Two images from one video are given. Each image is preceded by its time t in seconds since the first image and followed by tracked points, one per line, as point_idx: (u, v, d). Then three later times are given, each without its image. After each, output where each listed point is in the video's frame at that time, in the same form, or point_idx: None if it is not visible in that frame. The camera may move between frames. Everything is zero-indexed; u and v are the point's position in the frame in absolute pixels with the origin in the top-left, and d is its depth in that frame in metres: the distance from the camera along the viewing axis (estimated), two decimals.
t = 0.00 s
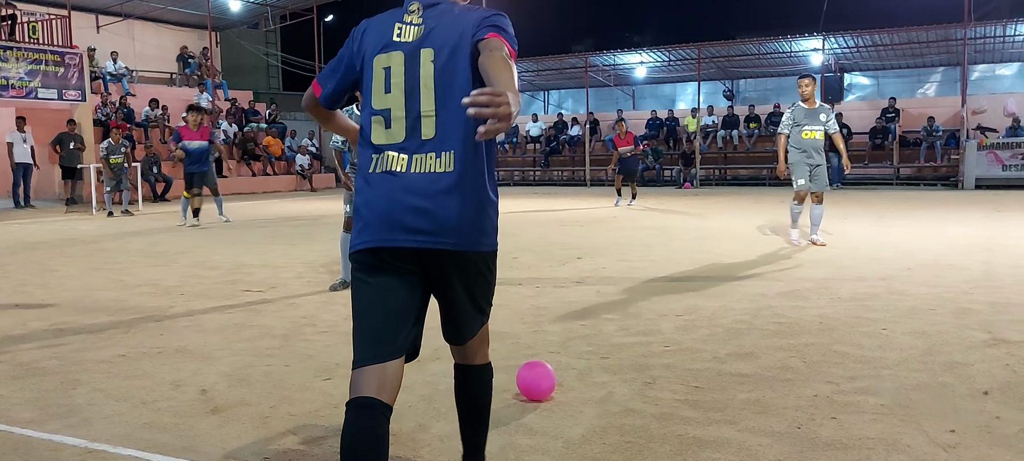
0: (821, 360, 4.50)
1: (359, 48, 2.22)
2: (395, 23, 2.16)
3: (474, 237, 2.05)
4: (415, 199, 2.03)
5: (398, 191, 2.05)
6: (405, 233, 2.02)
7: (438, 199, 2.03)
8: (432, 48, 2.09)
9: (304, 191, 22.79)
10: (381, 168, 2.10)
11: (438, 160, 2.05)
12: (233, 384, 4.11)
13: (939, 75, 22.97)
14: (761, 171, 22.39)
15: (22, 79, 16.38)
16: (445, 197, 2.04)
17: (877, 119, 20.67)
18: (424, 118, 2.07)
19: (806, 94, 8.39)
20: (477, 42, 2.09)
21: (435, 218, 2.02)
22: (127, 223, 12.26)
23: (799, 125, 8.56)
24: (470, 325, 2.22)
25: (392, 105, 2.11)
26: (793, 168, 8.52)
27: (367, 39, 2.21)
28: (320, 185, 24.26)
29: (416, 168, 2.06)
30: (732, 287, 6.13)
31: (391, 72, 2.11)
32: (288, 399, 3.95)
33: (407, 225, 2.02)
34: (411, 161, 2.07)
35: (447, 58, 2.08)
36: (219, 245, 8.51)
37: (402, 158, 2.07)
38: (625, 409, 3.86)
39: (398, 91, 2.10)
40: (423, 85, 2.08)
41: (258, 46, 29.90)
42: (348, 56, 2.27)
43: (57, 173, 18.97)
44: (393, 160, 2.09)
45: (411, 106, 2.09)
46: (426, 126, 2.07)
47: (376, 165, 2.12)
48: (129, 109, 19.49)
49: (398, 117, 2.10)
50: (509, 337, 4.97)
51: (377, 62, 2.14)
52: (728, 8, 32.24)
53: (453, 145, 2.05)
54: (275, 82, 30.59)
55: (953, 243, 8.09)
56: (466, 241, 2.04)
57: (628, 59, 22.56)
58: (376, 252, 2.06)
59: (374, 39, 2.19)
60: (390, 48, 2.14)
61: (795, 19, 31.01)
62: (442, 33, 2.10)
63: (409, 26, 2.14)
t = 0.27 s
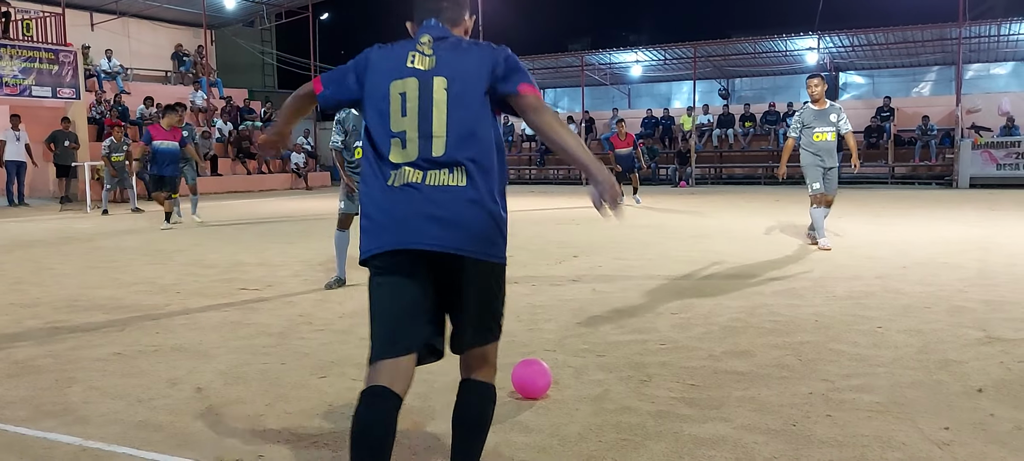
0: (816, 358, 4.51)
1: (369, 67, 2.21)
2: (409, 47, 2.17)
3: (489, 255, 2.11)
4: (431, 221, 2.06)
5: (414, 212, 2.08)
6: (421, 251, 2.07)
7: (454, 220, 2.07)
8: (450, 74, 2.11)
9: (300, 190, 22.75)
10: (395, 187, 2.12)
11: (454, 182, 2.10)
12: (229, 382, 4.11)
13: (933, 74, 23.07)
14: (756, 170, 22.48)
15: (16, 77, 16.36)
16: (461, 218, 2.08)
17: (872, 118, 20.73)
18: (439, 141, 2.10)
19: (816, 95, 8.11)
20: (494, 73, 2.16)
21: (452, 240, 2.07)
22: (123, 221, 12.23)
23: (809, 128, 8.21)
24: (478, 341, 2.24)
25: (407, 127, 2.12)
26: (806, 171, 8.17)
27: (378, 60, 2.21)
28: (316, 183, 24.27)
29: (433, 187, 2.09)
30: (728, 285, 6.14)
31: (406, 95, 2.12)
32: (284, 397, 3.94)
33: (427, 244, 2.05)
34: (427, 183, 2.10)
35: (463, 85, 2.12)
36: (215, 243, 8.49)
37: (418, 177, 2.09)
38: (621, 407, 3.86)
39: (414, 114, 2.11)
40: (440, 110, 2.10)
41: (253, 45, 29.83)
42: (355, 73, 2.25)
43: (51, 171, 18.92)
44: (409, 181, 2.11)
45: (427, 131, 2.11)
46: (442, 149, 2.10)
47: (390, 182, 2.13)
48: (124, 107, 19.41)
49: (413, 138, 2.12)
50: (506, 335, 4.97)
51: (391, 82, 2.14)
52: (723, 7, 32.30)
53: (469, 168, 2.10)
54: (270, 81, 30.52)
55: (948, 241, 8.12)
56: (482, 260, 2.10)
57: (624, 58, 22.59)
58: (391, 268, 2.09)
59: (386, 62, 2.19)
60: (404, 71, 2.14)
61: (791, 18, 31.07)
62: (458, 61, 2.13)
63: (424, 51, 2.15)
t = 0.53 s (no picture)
0: (814, 353, 4.51)
1: (401, 58, 2.65)
2: (435, 43, 2.68)
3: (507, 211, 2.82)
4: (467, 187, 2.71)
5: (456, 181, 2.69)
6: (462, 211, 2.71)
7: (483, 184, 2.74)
8: (475, 71, 2.72)
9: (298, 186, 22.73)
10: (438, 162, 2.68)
11: (481, 157, 2.75)
12: (227, 377, 4.11)
13: (931, 70, 23.06)
14: (754, 165, 22.48)
15: (13, 72, 16.30)
16: (488, 185, 2.75)
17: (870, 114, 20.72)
18: (470, 126, 2.72)
19: (829, 87, 8.10)
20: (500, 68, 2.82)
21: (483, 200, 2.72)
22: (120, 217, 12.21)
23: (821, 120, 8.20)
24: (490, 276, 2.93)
25: (444, 113, 2.67)
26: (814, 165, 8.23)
27: (408, 51, 2.65)
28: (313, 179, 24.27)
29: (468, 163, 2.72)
30: (725, 280, 6.15)
31: (444, 85, 2.67)
32: (281, 392, 3.95)
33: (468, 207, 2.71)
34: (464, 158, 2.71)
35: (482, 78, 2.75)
36: (212, 238, 8.49)
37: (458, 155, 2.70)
38: (618, 402, 3.87)
39: (451, 102, 2.68)
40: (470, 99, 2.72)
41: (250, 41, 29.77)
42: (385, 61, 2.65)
43: (48, 166, 18.85)
44: (448, 156, 2.69)
45: (459, 115, 2.69)
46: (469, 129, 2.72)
47: (430, 159, 2.68)
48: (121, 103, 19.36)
49: (452, 122, 2.68)
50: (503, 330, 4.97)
51: (428, 74, 2.65)
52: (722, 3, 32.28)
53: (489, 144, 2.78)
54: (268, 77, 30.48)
55: (945, 236, 8.13)
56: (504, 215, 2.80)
57: (622, 54, 22.57)
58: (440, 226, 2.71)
59: (417, 53, 2.66)
60: (436, 63, 2.67)
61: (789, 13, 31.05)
62: (479, 58, 2.74)
63: (450, 46, 2.69)
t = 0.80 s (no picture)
0: (813, 347, 4.52)
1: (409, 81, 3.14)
2: (433, 62, 3.07)
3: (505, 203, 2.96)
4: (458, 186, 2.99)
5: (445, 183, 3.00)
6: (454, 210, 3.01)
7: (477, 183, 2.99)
8: (461, 79, 2.99)
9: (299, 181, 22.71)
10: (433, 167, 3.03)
11: (475, 157, 2.99)
12: (227, 372, 4.11)
13: (931, 65, 23.03)
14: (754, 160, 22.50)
15: (12, 66, 16.37)
16: (483, 184, 3.00)
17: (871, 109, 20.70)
18: (461, 129, 2.99)
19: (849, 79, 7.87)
20: (495, 64, 2.96)
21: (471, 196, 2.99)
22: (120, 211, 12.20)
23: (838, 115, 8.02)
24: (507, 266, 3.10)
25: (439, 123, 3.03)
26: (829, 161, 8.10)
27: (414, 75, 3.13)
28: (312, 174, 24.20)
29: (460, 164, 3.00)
30: (726, 275, 6.15)
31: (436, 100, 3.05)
32: (282, 386, 3.95)
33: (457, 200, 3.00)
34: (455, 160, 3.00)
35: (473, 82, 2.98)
36: (213, 233, 8.49)
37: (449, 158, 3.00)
38: (618, 396, 3.87)
39: (443, 113, 3.03)
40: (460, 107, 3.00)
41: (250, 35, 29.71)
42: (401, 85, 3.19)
43: (48, 160, 18.71)
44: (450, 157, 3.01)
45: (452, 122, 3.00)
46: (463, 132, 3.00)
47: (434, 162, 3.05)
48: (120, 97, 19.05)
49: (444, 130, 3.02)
50: (503, 324, 4.97)
51: (425, 91, 3.08)
52: None
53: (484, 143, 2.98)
54: (268, 71, 30.45)
55: (945, 230, 8.13)
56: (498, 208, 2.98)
57: (622, 48, 22.54)
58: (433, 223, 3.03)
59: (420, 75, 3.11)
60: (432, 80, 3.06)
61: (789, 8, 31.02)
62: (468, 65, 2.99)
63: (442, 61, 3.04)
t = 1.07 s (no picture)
0: (826, 348, 4.52)
1: (474, 49, 2.97)
2: (499, 38, 3.04)
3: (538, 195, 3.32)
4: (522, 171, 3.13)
5: (516, 167, 3.10)
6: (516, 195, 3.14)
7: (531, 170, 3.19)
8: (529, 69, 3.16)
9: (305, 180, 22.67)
10: (498, 146, 3.04)
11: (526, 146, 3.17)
12: (241, 372, 4.10)
13: (938, 63, 22.99)
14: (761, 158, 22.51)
15: (20, 66, 16.40)
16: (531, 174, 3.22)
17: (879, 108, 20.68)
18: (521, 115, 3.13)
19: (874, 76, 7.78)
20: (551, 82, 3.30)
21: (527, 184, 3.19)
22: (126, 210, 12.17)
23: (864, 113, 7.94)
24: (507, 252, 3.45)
25: (505, 104, 3.05)
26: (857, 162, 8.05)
27: (480, 43, 2.99)
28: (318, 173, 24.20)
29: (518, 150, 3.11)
30: (737, 274, 6.15)
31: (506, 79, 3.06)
32: (297, 387, 3.94)
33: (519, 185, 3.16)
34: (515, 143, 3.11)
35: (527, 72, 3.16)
36: (221, 233, 8.47)
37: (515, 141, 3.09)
38: (631, 397, 3.86)
39: (512, 95, 3.08)
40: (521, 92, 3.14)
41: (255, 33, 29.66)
42: (463, 50, 2.97)
43: (56, 159, 18.80)
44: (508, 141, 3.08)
45: (515, 106, 3.10)
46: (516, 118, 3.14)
47: (495, 142, 3.04)
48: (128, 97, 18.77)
49: (511, 111, 3.08)
50: (515, 325, 4.97)
51: (495, 66, 3.01)
52: None
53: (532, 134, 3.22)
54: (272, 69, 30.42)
55: (953, 230, 8.16)
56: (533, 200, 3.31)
57: (628, 46, 22.56)
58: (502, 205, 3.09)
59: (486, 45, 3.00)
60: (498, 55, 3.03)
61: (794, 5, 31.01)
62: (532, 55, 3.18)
63: (510, 42, 3.08)
